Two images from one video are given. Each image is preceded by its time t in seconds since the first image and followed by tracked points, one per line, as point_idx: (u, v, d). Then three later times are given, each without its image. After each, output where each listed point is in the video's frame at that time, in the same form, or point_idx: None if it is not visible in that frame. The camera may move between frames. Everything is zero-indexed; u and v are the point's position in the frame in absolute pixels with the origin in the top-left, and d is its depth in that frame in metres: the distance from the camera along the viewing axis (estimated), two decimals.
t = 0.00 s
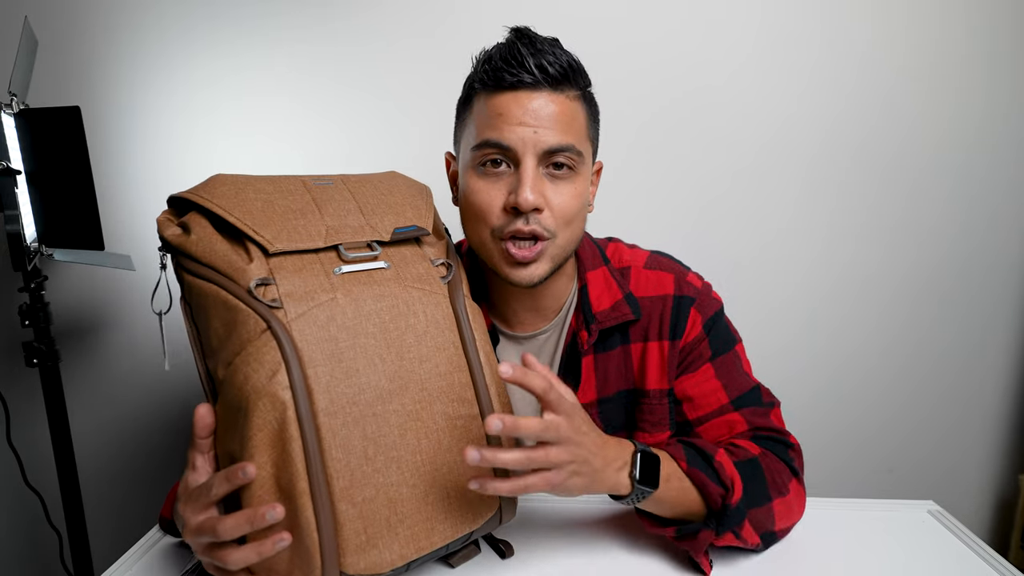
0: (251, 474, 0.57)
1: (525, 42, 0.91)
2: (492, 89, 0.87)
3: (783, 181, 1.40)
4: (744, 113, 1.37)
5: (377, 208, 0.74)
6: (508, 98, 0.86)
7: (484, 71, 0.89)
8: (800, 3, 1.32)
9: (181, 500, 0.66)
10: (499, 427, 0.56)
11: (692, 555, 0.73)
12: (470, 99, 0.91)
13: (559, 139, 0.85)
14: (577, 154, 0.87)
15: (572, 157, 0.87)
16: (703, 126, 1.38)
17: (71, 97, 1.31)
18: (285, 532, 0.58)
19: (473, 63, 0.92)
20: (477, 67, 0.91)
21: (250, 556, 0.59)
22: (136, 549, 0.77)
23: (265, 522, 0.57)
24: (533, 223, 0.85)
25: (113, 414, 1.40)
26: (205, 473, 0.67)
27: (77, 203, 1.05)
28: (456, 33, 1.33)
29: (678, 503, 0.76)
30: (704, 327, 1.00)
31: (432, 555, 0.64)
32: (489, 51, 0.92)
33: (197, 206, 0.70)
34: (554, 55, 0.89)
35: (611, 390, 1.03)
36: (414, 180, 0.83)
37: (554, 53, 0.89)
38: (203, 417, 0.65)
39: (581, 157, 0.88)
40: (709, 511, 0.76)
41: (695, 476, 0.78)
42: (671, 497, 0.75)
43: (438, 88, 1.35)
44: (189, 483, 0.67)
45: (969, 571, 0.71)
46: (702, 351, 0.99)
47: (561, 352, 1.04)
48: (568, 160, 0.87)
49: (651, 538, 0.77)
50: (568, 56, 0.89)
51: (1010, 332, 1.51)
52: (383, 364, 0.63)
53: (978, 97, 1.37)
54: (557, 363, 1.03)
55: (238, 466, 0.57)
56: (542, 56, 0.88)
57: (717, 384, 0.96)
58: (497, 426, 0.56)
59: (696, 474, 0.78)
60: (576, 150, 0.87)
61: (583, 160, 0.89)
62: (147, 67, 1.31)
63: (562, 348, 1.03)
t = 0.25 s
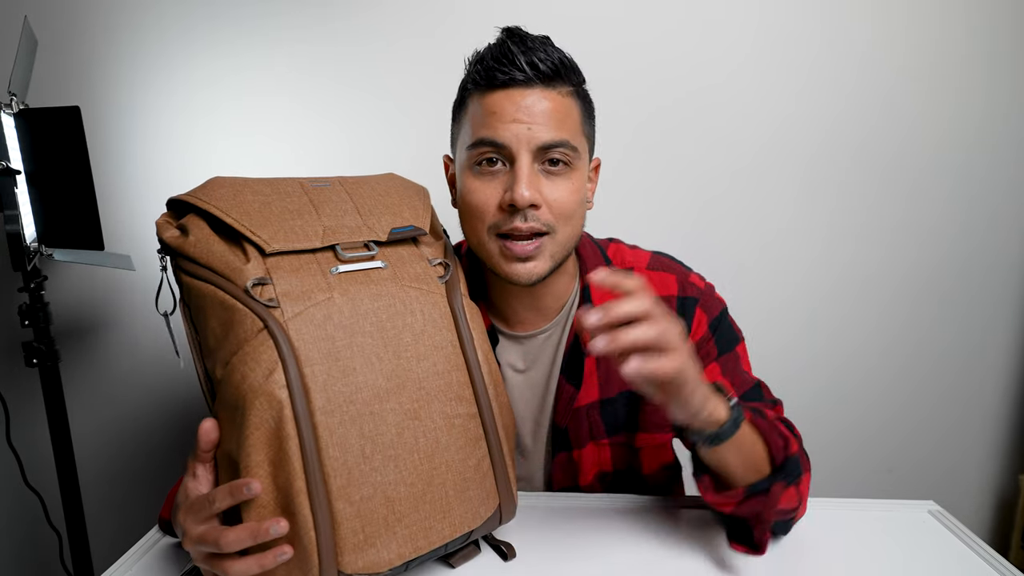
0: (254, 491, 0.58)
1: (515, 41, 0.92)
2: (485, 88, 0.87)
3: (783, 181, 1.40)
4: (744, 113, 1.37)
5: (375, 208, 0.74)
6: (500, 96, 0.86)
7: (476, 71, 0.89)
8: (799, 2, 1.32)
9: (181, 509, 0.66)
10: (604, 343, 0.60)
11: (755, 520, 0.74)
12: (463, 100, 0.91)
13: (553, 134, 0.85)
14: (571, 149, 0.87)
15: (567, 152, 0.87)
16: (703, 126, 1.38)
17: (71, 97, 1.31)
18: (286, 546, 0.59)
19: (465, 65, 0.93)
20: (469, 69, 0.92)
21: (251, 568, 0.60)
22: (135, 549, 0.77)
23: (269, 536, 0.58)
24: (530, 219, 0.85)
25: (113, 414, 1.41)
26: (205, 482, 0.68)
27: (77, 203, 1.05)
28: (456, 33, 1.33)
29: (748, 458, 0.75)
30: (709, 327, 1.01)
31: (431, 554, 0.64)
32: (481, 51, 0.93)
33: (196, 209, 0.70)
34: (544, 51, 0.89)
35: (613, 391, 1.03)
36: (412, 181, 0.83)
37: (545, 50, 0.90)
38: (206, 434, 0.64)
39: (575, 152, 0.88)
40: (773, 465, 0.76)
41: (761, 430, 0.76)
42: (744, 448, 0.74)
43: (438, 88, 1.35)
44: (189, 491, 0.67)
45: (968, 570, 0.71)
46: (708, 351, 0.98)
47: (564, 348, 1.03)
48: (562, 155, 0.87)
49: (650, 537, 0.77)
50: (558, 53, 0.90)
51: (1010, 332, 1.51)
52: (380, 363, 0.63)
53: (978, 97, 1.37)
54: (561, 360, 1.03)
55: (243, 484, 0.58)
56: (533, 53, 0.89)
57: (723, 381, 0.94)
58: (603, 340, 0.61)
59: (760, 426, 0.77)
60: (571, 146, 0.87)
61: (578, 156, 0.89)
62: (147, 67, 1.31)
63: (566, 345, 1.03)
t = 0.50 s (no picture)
0: (256, 492, 0.58)
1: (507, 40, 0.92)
2: (480, 89, 0.87)
3: (783, 181, 1.40)
4: (744, 113, 1.37)
5: (377, 208, 0.73)
6: (496, 96, 0.86)
7: (470, 73, 0.90)
8: (800, 2, 1.32)
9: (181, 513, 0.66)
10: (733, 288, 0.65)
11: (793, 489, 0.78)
12: (458, 104, 0.91)
13: (552, 130, 0.85)
14: (571, 144, 0.87)
15: (567, 147, 0.87)
16: (703, 126, 1.38)
17: (71, 97, 1.31)
18: (286, 546, 0.59)
19: (458, 69, 0.93)
20: (462, 72, 0.92)
21: (251, 569, 0.60)
22: (136, 549, 0.77)
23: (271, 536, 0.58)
24: (536, 217, 0.85)
25: (113, 415, 1.40)
26: (205, 486, 0.68)
27: (76, 203, 1.05)
28: (456, 33, 1.33)
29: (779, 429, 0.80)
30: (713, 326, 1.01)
31: (432, 556, 0.64)
32: (473, 53, 0.93)
33: (197, 208, 0.70)
34: (536, 49, 0.90)
35: (617, 392, 1.03)
36: (413, 181, 0.83)
37: (537, 48, 0.90)
38: (214, 445, 0.63)
39: (575, 147, 0.88)
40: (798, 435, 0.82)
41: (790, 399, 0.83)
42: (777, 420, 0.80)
43: (438, 88, 1.35)
44: (189, 494, 0.67)
45: (969, 570, 0.70)
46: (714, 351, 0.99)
47: (569, 347, 1.03)
48: (563, 150, 0.87)
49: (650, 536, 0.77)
50: (551, 50, 0.90)
51: (1010, 332, 1.51)
52: (381, 364, 0.62)
53: (978, 97, 1.36)
54: (565, 358, 1.03)
55: (243, 486, 0.58)
56: (525, 52, 0.89)
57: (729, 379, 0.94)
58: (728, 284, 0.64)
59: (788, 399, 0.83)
60: (570, 141, 0.87)
61: (578, 150, 0.89)
62: (147, 67, 1.31)
63: (570, 343, 1.03)
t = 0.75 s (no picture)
0: (256, 492, 0.58)
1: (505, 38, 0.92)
2: (479, 89, 0.87)
3: (783, 181, 1.40)
4: (744, 112, 1.37)
5: (376, 208, 0.73)
6: (496, 95, 0.86)
7: (468, 72, 0.89)
8: (799, 2, 1.32)
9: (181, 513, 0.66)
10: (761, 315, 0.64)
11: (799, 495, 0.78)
12: (456, 104, 0.91)
13: (552, 129, 0.86)
14: (571, 142, 0.88)
15: (567, 145, 0.88)
16: (703, 126, 1.38)
17: (71, 97, 1.31)
18: (286, 546, 0.59)
19: (455, 69, 0.92)
20: (460, 71, 0.92)
21: (251, 568, 0.60)
22: (136, 549, 0.77)
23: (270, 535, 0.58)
24: (539, 215, 0.85)
25: (114, 415, 1.41)
26: (205, 485, 0.68)
27: (76, 203, 1.05)
28: (456, 33, 1.33)
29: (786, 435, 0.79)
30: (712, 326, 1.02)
31: (431, 555, 0.64)
32: (470, 53, 0.93)
33: (196, 208, 0.70)
34: (535, 48, 0.89)
35: (616, 391, 1.02)
36: (413, 181, 0.83)
37: (535, 46, 0.90)
38: (214, 446, 0.63)
39: (575, 145, 0.89)
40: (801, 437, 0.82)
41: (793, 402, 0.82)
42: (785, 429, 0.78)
43: (438, 88, 1.35)
44: (189, 494, 0.67)
45: (969, 570, 0.70)
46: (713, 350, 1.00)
47: (568, 346, 1.03)
48: (564, 148, 0.87)
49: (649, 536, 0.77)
50: (549, 48, 0.90)
51: (1010, 332, 1.51)
52: (380, 364, 0.63)
53: (978, 97, 1.37)
54: (565, 358, 1.03)
55: (243, 485, 0.58)
56: (524, 50, 0.88)
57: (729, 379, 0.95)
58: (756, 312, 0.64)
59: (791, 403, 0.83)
60: (570, 139, 0.88)
61: (578, 148, 0.90)
62: (147, 67, 1.31)
63: (569, 343, 1.03)
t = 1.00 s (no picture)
0: (254, 493, 0.58)
1: (505, 42, 0.92)
2: (474, 91, 0.87)
3: (783, 181, 1.40)
4: (744, 112, 1.37)
5: (375, 208, 0.73)
6: (490, 99, 0.86)
7: (466, 73, 0.90)
8: (800, 2, 1.32)
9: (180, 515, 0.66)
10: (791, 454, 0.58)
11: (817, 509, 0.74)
12: (454, 103, 0.91)
13: (544, 136, 0.85)
14: (563, 151, 0.87)
15: (559, 153, 0.87)
16: (702, 126, 1.38)
17: (71, 97, 1.31)
18: (285, 546, 0.59)
19: (455, 68, 0.93)
20: (459, 71, 0.92)
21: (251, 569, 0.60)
22: (136, 549, 0.77)
23: (269, 537, 0.58)
24: (523, 221, 0.85)
25: (114, 415, 1.41)
26: (204, 488, 0.68)
27: (76, 203, 1.05)
28: (456, 33, 1.33)
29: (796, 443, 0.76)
30: (712, 326, 1.02)
31: (431, 556, 0.64)
32: (470, 53, 0.93)
33: (194, 209, 0.70)
34: (534, 52, 0.90)
35: (616, 391, 1.03)
36: (412, 181, 0.83)
37: (534, 50, 0.90)
38: (213, 447, 0.63)
39: (567, 153, 0.88)
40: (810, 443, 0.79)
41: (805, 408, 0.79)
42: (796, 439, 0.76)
43: (438, 88, 1.35)
44: (187, 496, 0.67)
45: (968, 571, 0.70)
46: (713, 351, 1.01)
47: (568, 347, 1.03)
48: (554, 157, 0.87)
49: (649, 535, 0.77)
50: (548, 53, 0.90)
51: (1010, 332, 1.50)
52: (379, 364, 0.62)
53: (978, 97, 1.36)
54: (564, 358, 1.03)
55: (243, 487, 0.58)
56: (521, 54, 0.89)
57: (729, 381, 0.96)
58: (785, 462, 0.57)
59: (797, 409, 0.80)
60: (562, 148, 0.87)
61: (570, 156, 0.89)
62: (147, 67, 1.31)
63: (569, 343, 1.03)
